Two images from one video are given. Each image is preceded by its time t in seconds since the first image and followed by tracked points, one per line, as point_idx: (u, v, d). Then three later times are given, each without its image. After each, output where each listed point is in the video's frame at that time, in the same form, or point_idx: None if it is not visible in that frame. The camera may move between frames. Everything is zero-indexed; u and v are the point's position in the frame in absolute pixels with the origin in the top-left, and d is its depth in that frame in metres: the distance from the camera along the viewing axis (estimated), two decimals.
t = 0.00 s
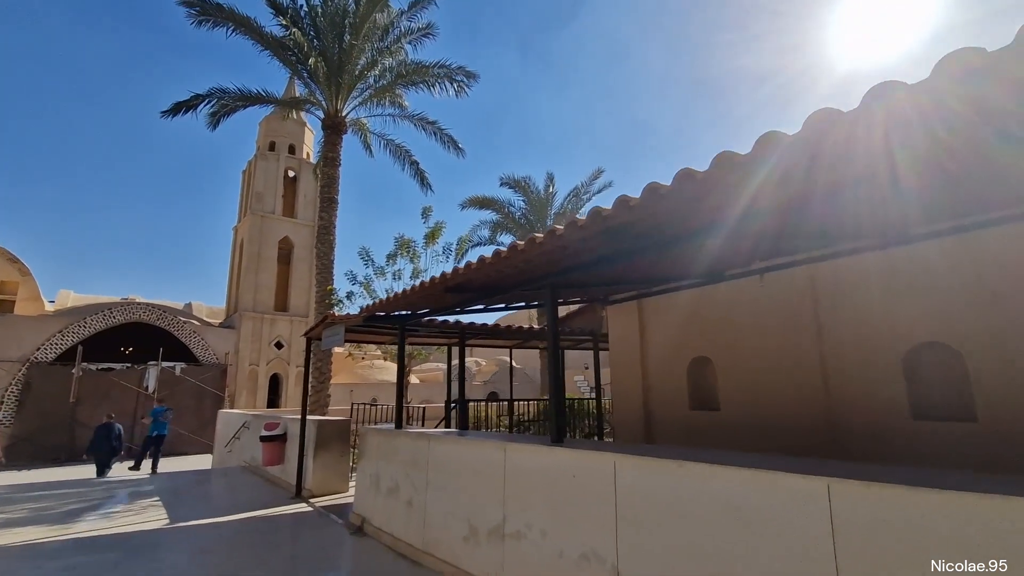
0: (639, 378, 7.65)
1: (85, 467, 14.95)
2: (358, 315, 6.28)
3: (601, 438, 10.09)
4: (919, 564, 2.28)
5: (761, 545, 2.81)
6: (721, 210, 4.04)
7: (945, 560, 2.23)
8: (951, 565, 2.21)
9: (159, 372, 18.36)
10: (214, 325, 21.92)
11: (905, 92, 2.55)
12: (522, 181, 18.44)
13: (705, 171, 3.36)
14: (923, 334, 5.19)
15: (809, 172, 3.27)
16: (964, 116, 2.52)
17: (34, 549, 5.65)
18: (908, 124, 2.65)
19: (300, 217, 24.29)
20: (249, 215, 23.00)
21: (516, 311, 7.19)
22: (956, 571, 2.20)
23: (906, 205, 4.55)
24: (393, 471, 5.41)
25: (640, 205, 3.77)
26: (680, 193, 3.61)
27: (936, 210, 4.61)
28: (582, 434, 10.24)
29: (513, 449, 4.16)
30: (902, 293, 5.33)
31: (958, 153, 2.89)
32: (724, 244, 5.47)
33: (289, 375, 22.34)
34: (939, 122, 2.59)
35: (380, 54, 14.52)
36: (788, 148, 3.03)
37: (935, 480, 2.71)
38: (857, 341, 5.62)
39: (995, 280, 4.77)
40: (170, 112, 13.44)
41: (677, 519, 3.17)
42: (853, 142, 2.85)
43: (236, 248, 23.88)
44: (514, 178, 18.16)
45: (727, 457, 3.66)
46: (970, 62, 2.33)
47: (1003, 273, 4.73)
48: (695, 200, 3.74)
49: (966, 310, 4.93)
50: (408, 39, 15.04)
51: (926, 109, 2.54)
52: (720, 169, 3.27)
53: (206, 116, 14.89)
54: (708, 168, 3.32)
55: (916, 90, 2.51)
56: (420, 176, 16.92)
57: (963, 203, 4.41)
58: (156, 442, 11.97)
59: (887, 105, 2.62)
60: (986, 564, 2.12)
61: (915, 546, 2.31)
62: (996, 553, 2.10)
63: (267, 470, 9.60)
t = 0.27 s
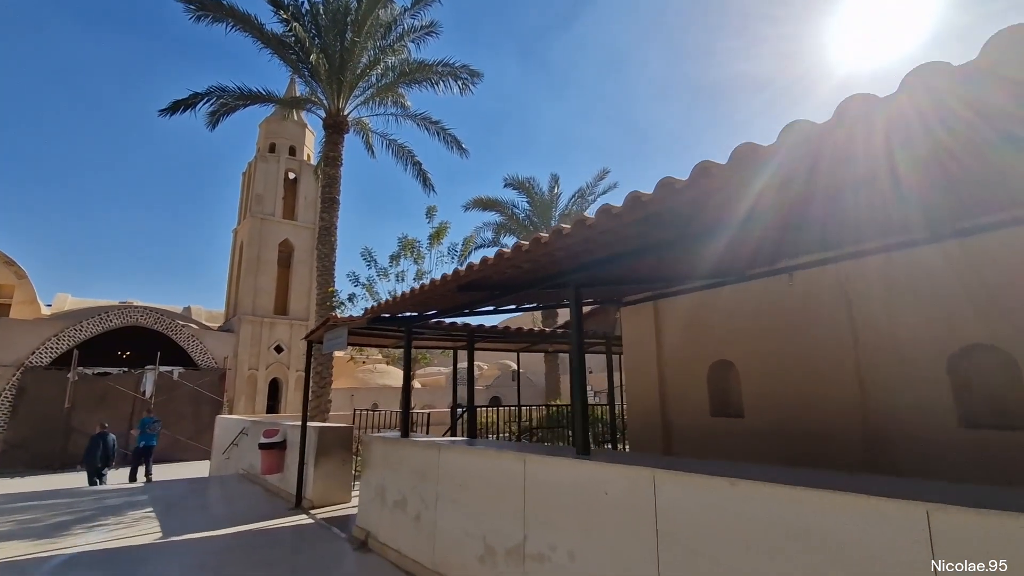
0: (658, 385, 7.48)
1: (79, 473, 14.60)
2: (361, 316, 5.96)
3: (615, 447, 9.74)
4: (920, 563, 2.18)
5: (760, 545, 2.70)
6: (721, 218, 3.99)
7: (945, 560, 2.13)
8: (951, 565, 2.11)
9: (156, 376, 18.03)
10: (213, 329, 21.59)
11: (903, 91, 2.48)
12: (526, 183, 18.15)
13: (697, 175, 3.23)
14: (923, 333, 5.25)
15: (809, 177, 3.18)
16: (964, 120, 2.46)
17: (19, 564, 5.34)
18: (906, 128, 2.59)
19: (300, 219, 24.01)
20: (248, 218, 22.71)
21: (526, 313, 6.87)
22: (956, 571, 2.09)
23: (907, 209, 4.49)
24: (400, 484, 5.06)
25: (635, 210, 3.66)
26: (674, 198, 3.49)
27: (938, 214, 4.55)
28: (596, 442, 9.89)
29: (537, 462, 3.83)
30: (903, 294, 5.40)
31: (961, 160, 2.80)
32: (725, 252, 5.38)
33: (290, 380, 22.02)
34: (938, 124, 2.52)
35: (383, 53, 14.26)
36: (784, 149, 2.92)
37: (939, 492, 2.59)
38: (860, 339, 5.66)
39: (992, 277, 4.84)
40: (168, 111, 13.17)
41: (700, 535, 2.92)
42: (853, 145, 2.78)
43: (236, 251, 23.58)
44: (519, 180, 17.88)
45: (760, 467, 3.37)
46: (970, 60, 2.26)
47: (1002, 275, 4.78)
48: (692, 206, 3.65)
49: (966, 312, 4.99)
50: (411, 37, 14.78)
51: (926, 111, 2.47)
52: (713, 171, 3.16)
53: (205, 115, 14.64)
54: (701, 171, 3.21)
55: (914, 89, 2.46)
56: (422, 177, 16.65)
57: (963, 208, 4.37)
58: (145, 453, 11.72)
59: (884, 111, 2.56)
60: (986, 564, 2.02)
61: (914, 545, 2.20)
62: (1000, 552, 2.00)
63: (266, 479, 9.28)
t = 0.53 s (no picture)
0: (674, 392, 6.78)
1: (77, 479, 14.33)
2: (369, 316, 5.64)
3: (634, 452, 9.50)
4: (918, 561, 1.98)
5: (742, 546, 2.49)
6: (715, 222, 3.81)
7: (945, 560, 1.93)
8: (950, 565, 1.92)
9: (157, 380, 17.77)
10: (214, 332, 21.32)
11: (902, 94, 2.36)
12: (533, 183, 17.90)
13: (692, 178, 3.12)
14: (923, 334, 5.05)
15: (807, 178, 3.10)
16: (963, 123, 2.38)
17: None
18: (905, 130, 2.50)
19: (303, 222, 23.77)
20: (251, 220, 22.46)
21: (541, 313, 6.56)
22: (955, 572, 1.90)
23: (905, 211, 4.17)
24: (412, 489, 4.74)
25: (632, 211, 3.48)
26: (666, 201, 3.37)
27: (934, 215, 4.24)
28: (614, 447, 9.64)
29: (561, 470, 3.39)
30: (902, 296, 5.20)
31: (958, 158, 2.75)
32: (720, 256, 5.13)
33: (292, 384, 21.71)
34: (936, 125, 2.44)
35: (388, 51, 14.03)
36: (780, 154, 2.82)
37: (934, 493, 2.41)
38: (863, 342, 5.44)
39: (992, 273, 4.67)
40: (170, 110, 12.93)
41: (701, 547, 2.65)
42: (851, 149, 2.70)
43: (238, 254, 23.33)
44: (525, 180, 17.62)
45: (804, 475, 3.08)
46: (973, 65, 2.15)
47: (1003, 275, 4.60)
48: (685, 208, 3.50)
49: (968, 315, 4.79)
50: (416, 35, 14.55)
51: (924, 115, 2.39)
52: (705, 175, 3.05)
53: (207, 114, 14.42)
54: (696, 173, 3.11)
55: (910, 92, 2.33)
56: (427, 177, 16.40)
57: (961, 208, 4.08)
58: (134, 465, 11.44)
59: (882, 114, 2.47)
60: (987, 565, 1.83)
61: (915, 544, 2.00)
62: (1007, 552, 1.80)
63: (268, 486, 8.99)
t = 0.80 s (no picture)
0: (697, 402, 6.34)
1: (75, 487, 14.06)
2: (380, 319, 5.38)
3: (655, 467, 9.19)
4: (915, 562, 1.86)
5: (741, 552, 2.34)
6: (716, 232, 3.73)
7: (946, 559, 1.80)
8: (950, 565, 1.79)
9: (157, 386, 17.51)
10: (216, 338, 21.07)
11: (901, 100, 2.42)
12: (539, 186, 17.64)
13: (695, 182, 3.06)
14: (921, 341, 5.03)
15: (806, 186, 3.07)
16: (961, 128, 2.39)
17: None
18: (904, 136, 2.52)
19: (305, 226, 23.54)
20: (253, 224, 22.25)
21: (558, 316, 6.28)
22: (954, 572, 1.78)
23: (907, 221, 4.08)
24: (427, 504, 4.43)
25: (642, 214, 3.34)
26: (668, 209, 3.27)
27: (934, 227, 4.21)
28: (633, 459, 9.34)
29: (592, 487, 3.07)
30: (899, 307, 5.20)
31: (955, 171, 2.78)
32: (718, 260, 4.89)
33: (294, 390, 21.42)
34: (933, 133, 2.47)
35: (393, 51, 13.82)
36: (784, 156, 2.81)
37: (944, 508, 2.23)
38: (861, 349, 5.45)
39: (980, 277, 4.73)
40: (172, 111, 12.71)
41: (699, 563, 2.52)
42: (852, 154, 2.68)
43: (240, 258, 23.10)
44: (531, 182, 17.36)
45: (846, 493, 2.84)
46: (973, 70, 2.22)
47: (1000, 283, 4.60)
48: (683, 215, 3.36)
49: (963, 323, 4.79)
50: (421, 35, 14.34)
51: (924, 120, 2.43)
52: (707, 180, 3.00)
53: (209, 116, 14.21)
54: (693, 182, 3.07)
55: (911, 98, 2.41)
56: (432, 180, 16.16)
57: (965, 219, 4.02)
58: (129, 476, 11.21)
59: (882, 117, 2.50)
60: (985, 564, 1.72)
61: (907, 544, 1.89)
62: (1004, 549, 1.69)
63: (271, 496, 8.71)
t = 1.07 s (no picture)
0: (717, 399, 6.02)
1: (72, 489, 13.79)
2: (387, 312, 5.13)
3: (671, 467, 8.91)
4: (916, 562, 1.83)
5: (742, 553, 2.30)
6: (718, 231, 3.74)
7: (947, 560, 1.77)
8: (950, 565, 1.77)
9: (156, 387, 17.25)
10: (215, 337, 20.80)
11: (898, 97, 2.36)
12: (542, 182, 17.37)
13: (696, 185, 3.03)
14: (923, 341, 4.94)
15: (807, 184, 3.12)
16: (960, 126, 2.44)
17: None
18: (905, 133, 2.55)
19: (306, 224, 23.27)
20: (253, 222, 21.97)
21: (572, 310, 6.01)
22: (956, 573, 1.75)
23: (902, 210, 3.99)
24: (438, 508, 4.14)
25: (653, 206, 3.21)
26: (669, 206, 3.19)
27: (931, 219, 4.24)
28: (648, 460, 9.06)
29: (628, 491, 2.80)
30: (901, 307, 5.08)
31: (954, 163, 2.88)
32: (721, 261, 4.83)
33: (295, 390, 21.15)
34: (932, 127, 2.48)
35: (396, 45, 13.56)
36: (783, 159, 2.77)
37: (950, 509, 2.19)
38: (864, 349, 5.36)
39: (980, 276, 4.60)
40: (170, 105, 12.43)
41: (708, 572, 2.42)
42: (854, 153, 2.70)
43: (240, 256, 22.83)
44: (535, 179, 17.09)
45: (892, 495, 2.63)
46: (973, 70, 2.18)
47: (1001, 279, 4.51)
48: (687, 215, 3.34)
49: (966, 325, 4.68)
50: (424, 28, 14.08)
51: (925, 119, 2.44)
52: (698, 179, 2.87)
53: (208, 111, 13.95)
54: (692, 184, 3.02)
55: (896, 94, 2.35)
56: (434, 176, 15.90)
57: (961, 211, 4.05)
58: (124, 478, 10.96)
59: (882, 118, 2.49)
60: (986, 565, 1.70)
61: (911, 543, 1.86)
62: (1009, 550, 1.66)
63: (272, 498, 8.45)
